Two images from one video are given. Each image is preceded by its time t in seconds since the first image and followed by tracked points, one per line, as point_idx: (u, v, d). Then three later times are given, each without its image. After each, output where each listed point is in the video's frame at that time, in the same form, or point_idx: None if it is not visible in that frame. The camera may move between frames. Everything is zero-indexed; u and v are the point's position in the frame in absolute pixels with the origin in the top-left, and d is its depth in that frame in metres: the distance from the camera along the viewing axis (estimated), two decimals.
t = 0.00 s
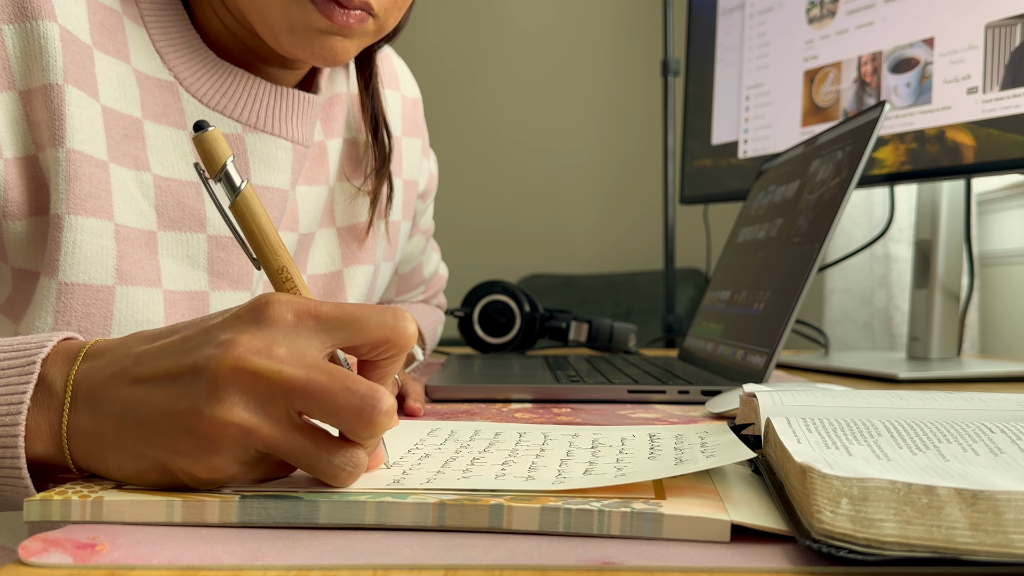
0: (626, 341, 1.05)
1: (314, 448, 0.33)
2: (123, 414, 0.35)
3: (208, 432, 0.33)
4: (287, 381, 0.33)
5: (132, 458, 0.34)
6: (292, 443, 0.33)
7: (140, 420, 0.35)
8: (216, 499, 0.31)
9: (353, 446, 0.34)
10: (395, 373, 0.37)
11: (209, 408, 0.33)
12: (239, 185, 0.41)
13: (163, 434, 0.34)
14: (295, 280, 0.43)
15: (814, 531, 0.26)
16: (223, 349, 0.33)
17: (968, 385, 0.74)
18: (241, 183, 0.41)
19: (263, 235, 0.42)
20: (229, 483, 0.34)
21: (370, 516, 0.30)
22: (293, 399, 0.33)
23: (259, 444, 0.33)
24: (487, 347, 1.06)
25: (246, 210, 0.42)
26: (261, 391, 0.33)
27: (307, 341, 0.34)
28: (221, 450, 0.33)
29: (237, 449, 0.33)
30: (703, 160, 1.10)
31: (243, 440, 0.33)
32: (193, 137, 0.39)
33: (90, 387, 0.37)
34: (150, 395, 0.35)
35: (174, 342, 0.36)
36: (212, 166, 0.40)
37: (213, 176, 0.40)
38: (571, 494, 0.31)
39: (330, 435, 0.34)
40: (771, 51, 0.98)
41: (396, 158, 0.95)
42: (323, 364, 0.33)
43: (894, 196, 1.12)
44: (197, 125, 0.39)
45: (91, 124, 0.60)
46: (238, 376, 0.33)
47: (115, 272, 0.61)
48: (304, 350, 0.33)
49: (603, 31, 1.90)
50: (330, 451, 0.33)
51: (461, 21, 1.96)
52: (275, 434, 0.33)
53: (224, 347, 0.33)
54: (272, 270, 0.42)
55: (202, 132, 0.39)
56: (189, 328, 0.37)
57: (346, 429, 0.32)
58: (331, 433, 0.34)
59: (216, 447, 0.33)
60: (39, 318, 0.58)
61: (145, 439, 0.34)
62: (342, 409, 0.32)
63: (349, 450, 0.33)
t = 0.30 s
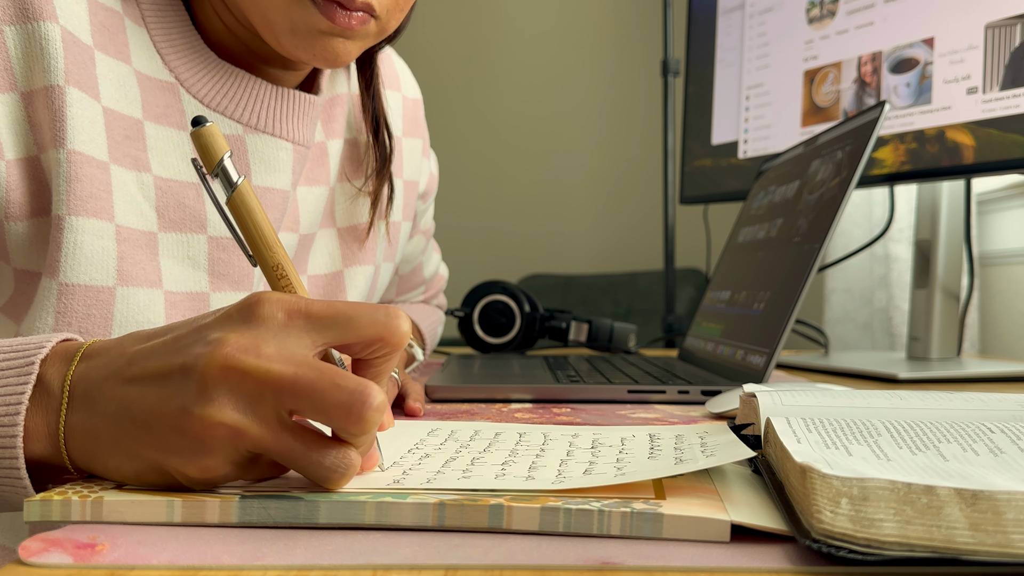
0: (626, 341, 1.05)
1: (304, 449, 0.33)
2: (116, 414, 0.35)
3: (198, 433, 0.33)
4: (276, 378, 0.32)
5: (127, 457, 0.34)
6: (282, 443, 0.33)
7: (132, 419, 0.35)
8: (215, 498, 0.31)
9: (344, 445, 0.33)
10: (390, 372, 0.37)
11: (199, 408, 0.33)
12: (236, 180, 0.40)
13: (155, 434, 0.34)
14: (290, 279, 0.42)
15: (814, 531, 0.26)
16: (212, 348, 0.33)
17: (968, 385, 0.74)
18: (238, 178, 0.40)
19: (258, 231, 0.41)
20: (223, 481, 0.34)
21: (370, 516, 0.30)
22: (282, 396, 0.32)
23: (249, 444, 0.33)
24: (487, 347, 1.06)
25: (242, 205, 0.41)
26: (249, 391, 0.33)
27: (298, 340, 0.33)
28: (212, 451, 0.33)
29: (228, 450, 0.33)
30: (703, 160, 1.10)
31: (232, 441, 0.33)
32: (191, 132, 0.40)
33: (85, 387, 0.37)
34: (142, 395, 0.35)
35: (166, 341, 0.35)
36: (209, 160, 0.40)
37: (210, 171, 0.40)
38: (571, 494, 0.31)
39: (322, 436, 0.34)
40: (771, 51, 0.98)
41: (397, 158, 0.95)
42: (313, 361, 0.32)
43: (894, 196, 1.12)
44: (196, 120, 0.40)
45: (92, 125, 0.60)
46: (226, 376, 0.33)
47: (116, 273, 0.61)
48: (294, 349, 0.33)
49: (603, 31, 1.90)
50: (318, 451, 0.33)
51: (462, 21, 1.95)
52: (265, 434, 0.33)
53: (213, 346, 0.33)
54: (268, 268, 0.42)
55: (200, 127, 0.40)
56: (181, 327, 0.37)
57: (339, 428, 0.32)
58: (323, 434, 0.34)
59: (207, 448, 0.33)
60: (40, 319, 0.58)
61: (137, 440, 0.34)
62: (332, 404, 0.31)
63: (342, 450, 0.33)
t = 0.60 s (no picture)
0: (626, 341, 1.05)
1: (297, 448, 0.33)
2: (112, 413, 0.35)
3: (191, 432, 0.33)
4: (266, 376, 0.32)
5: (123, 457, 0.34)
6: (274, 442, 0.33)
7: (128, 418, 0.35)
8: (216, 498, 0.31)
9: (337, 446, 0.33)
10: (385, 371, 0.36)
11: (191, 407, 0.33)
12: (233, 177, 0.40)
13: (150, 433, 0.34)
14: (286, 276, 0.42)
15: (814, 531, 0.26)
16: (203, 346, 0.33)
17: (968, 385, 0.74)
18: (236, 175, 0.40)
19: (255, 228, 0.41)
20: (217, 480, 0.34)
21: (370, 517, 0.30)
22: (272, 394, 0.32)
23: (240, 443, 0.33)
24: (487, 347, 1.06)
25: (239, 202, 0.41)
26: (240, 389, 0.32)
27: (290, 338, 0.33)
28: (205, 450, 0.33)
29: (220, 449, 0.33)
30: (703, 160, 1.10)
31: (224, 440, 0.33)
32: (189, 129, 0.40)
33: (82, 386, 0.37)
34: (136, 393, 0.35)
35: (161, 339, 0.35)
36: (207, 157, 0.40)
37: (208, 168, 0.40)
38: (571, 494, 0.31)
39: (315, 436, 0.34)
40: (771, 51, 0.98)
41: (397, 158, 0.95)
42: (305, 359, 0.32)
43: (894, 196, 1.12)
44: (194, 117, 0.40)
45: (93, 126, 0.60)
46: (217, 374, 0.33)
47: (116, 274, 0.61)
48: (286, 348, 0.32)
49: (603, 31, 1.90)
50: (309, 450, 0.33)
51: (462, 21, 1.95)
52: (256, 434, 0.33)
53: (205, 344, 0.33)
54: (264, 265, 0.42)
55: (198, 124, 0.40)
56: (176, 325, 0.37)
57: (331, 426, 0.32)
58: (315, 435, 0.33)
59: (201, 447, 0.33)
60: (40, 320, 0.58)
61: (133, 438, 0.34)
62: (322, 402, 0.31)
63: (335, 450, 0.33)
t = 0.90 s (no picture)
0: (626, 341, 1.05)
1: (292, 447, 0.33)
2: (109, 412, 0.35)
3: (187, 430, 0.33)
4: (261, 376, 0.32)
5: (118, 456, 0.34)
6: (270, 440, 0.33)
7: (124, 417, 0.35)
8: (215, 499, 0.31)
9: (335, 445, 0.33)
10: (383, 372, 0.36)
11: (186, 405, 0.33)
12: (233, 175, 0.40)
13: (145, 431, 0.34)
14: (285, 275, 0.41)
15: (814, 531, 0.26)
16: (199, 344, 0.33)
17: (968, 385, 0.74)
18: (236, 174, 0.40)
19: (254, 226, 0.41)
20: (213, 479, 0.34)
21: (370, 516, 0.30)
22: (267, 393, 0.32)
23: (236, 442, 0.33)
24: (487, 347, 1.06)
25: (238, 202, 0.41)
26: (235, 388, 0.32)
27: (286, 337, 0.33)
28: (200, 448, 0.33)
29: (215, 447, 0.33)
30: (703, 160, 1.10)
31: (219, 438, 0.33)
32: (189, 128, 0.40)
33: (80, 386, 0.37)
34: (133, 392, 0.35)
35: (158, 338, 0.36)
36: (207, 156, 0.40)
37: (208, 167, 0.40)
38: (572, 495, 0.31)
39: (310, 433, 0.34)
40: (771, 51, 0.98)
41: (397, 159, 0.95)
42: (300, 359, 0.32)
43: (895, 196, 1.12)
44: (195, 117, 0.40)
45: (93, 127, 0.60)
46: (213, 372, 0.32)
47: (117, 276, 0.61)
48: (282, 346, 0.32)
49: (603, 32, 1.90)
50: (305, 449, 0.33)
51: (462, 21, 1.95)
52: (251, 432, 0.33)
53: (201, 343, 0.33)
54: (263, 265, 0.41)
55: (199, 124, 0.40)
56: (173, 324, 0.37)
57: (323, 426, 0.32)
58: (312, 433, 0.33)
59: (196, 445, 0.33)
60: (41, 322, 0.58)
61: (129, 437, 0.34)
62: (317, 403, 0.31)
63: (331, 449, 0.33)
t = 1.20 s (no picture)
0: (626, 341, 1.05)
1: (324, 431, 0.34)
2: (127, 411, 0.35)
3: (218, 420, 0.33)
4: (291, 365, 0.33)
5: (138, 454, 0.34)
6: (302, 425, 0.33)
7: (146, 415, 0.35)
8: (216, 498, 0.31)
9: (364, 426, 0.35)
10: (398, 357, 0.38)
11: (217, 395, 0.33)
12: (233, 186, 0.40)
13: (171, 426, 0.34)
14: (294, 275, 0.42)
15: (814, 531, 0.26)
16: (227, 337, 0.33)
17: (968, 385, 0.74)
18: (234, 184, 0.40)
19: (259, 233, 0.41)
20: (242, 470, 0.34)
21: (370, 516, 0.30)
22: (298, 381, 0.33)
23: (269, 428, 0.33)
24: (487, 347, 1.06)
25: (241, 212, 0.41)
26: (267, 376, 0.33)
27: (309, 327, 0.34)
28: (232, 436, 0.33)
29: (248, 436, 0.33)
30: (703, 160, 1.10)
31: (253, 425, 0.33)
32: (184, 142, 0.39)
33: (91, 388, 0.37)
34: (154, 389, 0.35)
35: (178, 336, 0.36)
36: (204, 169, 0.39)
37: (206, 180, 0.40)
38: (571, 495, 0.31)
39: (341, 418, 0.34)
40: (771, 51, 0.98)
41: (397, 159, 0.95)
42: (326, 349, 0.33)
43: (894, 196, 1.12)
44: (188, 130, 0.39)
45: (92, 128, 0.60)
46: (243, 363, 0.33)
47: (116, 276, 0.61)
48: (307, 335, 0.33)
49: (603, 32, 1.90)
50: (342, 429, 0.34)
51: (462, 21, 1.95)
52: (286, 417, 0.33)
53: (229, 336, 0.33)
54: (273, 268, 0.42)
55: (192, 136, 0.39)
56: (190, 323, 0.37)
57: (354, 413, 0.32)
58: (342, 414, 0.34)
59: (228, 434, 0.33)
60: (40, 322, 0.58)
61: (151, 434, 0.34)
62: (347, 390, 0.32)
63: (360, 430, 0.34)
